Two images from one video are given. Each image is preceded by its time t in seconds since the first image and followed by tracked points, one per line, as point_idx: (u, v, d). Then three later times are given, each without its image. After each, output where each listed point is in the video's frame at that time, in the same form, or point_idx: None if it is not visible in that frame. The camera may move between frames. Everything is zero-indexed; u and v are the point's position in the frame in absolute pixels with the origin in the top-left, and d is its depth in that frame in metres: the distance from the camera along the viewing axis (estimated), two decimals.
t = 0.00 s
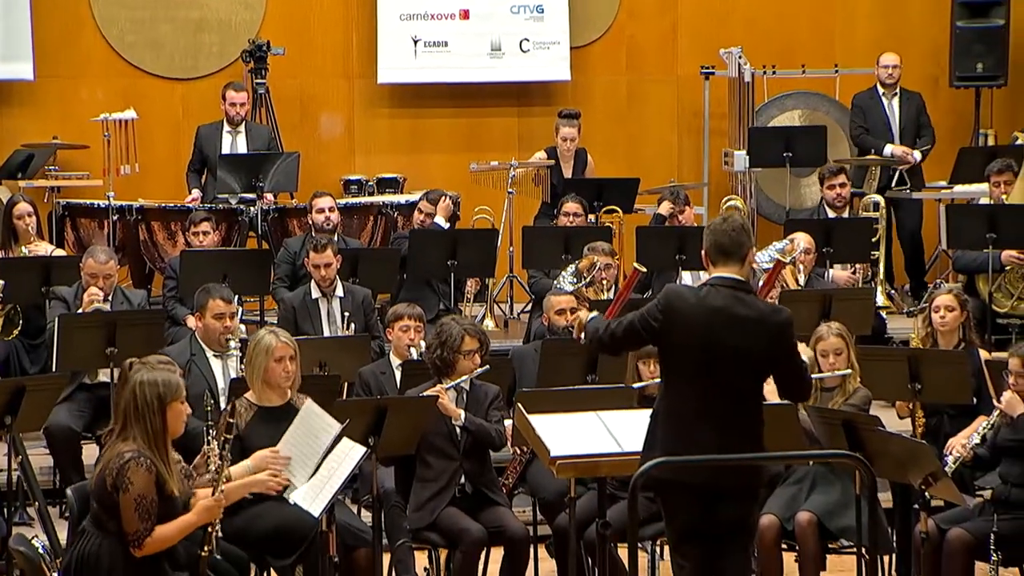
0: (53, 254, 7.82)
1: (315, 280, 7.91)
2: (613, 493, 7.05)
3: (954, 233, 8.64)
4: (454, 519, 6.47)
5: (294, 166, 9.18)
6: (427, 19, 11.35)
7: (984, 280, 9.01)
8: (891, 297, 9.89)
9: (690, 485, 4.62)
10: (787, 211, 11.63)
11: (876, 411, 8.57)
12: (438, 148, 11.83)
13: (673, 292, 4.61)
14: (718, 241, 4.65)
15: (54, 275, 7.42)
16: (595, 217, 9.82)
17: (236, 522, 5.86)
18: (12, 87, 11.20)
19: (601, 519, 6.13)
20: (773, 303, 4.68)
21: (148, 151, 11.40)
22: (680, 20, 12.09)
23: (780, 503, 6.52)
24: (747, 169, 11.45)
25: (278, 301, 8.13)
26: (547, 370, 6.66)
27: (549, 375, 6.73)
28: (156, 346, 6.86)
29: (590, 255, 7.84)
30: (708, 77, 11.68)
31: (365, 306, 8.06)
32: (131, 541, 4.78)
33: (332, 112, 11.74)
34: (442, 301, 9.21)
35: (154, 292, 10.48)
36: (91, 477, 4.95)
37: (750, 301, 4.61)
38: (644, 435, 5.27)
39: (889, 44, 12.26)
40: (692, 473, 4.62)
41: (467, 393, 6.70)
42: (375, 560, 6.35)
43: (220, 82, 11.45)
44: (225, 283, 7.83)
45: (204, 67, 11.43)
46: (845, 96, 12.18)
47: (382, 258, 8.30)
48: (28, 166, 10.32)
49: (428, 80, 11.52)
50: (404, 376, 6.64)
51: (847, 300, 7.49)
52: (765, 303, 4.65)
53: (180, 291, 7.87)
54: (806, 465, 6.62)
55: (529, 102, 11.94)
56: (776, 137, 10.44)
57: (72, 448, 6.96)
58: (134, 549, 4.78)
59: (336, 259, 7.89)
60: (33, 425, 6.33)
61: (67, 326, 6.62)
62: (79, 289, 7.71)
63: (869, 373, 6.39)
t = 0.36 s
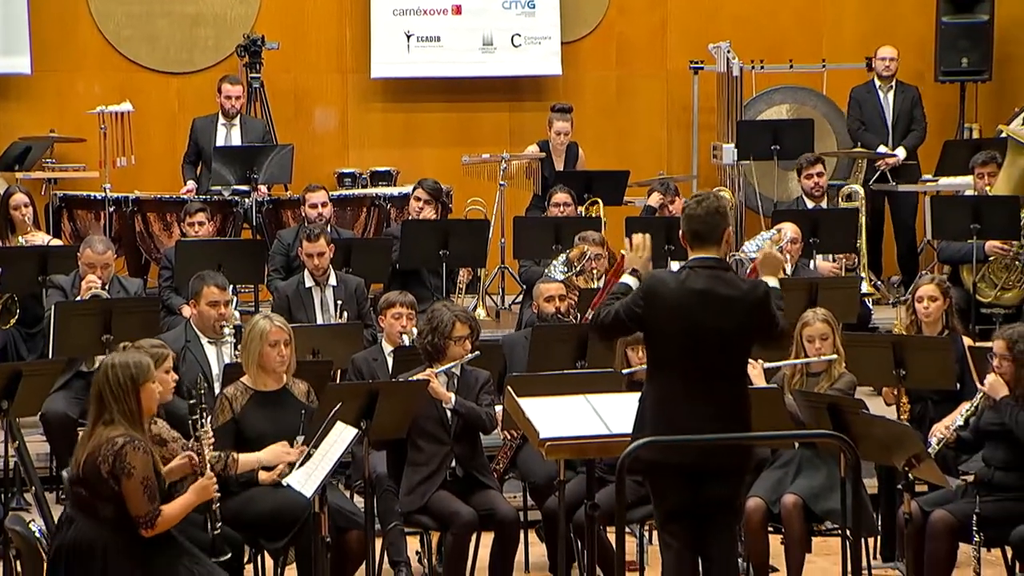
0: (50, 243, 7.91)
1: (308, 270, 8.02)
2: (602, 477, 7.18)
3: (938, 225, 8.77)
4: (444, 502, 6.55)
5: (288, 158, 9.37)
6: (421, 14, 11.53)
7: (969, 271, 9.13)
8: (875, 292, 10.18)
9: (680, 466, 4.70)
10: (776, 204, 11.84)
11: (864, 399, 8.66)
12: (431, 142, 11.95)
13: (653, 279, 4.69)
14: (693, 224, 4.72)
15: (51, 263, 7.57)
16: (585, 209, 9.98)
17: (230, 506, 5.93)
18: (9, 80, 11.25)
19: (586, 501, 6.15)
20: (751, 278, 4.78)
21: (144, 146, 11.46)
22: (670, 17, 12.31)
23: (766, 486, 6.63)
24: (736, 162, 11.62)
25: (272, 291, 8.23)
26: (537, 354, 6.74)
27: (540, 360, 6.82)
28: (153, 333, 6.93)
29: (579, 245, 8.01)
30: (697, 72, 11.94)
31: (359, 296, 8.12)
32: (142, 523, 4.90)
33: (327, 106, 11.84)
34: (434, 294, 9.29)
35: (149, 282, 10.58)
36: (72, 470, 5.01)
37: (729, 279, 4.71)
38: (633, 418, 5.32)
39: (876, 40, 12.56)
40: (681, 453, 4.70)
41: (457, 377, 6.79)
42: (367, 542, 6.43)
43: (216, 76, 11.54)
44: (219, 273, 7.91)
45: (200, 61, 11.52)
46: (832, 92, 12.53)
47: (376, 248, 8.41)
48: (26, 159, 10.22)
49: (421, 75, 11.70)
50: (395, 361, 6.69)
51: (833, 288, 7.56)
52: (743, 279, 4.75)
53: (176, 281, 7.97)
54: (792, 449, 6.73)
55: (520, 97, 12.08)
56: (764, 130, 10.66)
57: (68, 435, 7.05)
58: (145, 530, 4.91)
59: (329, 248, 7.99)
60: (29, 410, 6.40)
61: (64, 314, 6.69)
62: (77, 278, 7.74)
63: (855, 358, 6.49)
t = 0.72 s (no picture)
0: (54, 234, 8.06)
1: (308, 260, 8.14)
2: (597, 463, 7.28)
3: (931, 218, 8.87)
4: (442, 487, 6.63)
5: (288, 152, 9.61)
6: (419, 10, 11.92)
7: (961, 262, 9.26)
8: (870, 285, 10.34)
9: (674, 450, 4.78)
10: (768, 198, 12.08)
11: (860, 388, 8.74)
12: (432, 138, 12.44)
13: (645, 269, 4.75)
14: (682, 212, 4.81)
15: (54, 255, 7.73)
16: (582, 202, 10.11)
17: (230, 490, 5.94)
18: (15, 73, 11.80)
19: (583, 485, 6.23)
20: (739, 264, 4.86)
21: (146, 139, 11.99)
22: (665, 14, 12.70)
23: (760, 472, 6.71)
24: (730, 156, 11.94)
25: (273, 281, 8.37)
26: (533, 341, 6.82)
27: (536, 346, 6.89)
28: (156, 322, 7.02)
29: (578, 235, 8.15)
30: (693, 67, 12.21)
31: (358, 287, 8.24)
32: (137, 504, 5.00)
33: (327, 101, 12.35)
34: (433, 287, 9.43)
35: (152, 273, 10.75)
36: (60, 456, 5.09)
37: (718, 265, 4.79)
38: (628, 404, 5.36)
39: (868, 39, 12.88)
40: (675, 438, 4.78)
41: (455, 365, 6.88)
42: (366, 527, 6.45)
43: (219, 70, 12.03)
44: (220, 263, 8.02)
45: (201, 56, 12.02)
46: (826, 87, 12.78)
47: (376, 239, 8.56)
48: (30, 152, 10.72)
49: (420, 70, 12.10)
50: (395, 349, 6.80)
51: (826, 278, 7.66)
52: (732, 264, 4.83)
53: (178, 273, 8.10)
54: (786, 435, 6.81)
55: (518, 93, 12.54)
56: (759, 126, 10.94)
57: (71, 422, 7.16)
58: (140, 510, 5.01)
59: (328, 238, 8.09)
60: (33, 397, 6.44)
61: (68, 303, 6.76)
62: (79, 269, 7.85)
63: (848, 347, 6.60)
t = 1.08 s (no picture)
0: (63, 227, 8.21)
1: (313, 253, 8.26)
2: (599, 451, 7.39)
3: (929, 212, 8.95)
4: (446, 475, 6.72)
5: (295, 147, 9.86)
6: (425, 9, 12.25)
7: (958, 257, 9.33)
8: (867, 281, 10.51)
9: (675, 434, 4.84)
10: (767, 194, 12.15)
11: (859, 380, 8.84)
12: (436, 139, 12.79)
13: (643, 257, 4.80)
14: (682, 200, 4.84)
15: (64, 248, 7.87)
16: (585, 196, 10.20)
17: (236, 477, 6.02)
18: (24, 72, 12.08)
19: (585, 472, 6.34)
20: (733, 251, 4.94)
21: (155, 133, 12.30)
22: (668, 10, 13.04)
23: (760, 459, 6.79)
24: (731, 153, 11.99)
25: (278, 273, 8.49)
26: (536, 330, 6.90)
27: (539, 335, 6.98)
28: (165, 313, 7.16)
29: (579, 228, 8.20)
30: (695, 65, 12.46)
31: (363, 279, 8.41)
32: (124, 490, 5.13)
33: (333, 98, 12.70)
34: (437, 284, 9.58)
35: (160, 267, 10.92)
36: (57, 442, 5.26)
37: (715, 252, 4.86)
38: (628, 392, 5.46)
39: (867, 38, 13.25)
40: (675, 424, 4.84)
41: (460, 354, 6.97)
42: (371, 515, 6.49)
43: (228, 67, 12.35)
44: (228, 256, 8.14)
45: (210, 54, 12.35)
46: (825, 83, 13.14)
47: (382, 233, 8.64)
48: (40, 147, 10.80)
49: (426, 67, 12.44)
50: (400, 339, 6.89)
51: (828, 270, 7.68)
52: (727, 251, 4.91)
53: (186, 265, 8.22)
54: (785, 424, 6.91)
55: (520, 89, 12.89)
56: (759, 121, 11.04)
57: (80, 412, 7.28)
58: (128, 497, 5.14)
59: (333, 231, 8.20)
60: (44, 387, 6.47)
61: (77, 295, 6.89)
62: (88, 262, 8.03)
63: (846, 336, 6.65)
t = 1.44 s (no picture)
0: (76, 220, 8.34)
1: (323, 246, 8.39)
2: (604, 442, 7.46)
3: (934, 209, 8.97)
4: (454, 465, 6.80)
5: (305, 143, 9.89)
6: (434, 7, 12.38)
7: (961, 251, 9.43)
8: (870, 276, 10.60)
9: (685, 421, 4.86)
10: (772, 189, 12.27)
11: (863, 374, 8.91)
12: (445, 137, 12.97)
13: (647, 249, 4.83)
14: (685, 191, 4.88)
15: (77, 242, 7.99)
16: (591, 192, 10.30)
17: (246, 467, 6.10)
18: (36, 71, 12.23)
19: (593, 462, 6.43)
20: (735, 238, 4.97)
21: (167, 129, 12.50)
22: (674, 7, 13.19)
23: (765, 450, 6.88)
24: (736, 149, 12.05)
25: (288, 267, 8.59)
26: (543, 323, 6.97)
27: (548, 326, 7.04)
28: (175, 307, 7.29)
29: (586, 222, 8.29)
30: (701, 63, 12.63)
31: (372, 272, 8.51)
32: (132, 477, 5.15)
33: (343, 95, 12.86)
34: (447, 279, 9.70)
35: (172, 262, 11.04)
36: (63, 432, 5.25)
37: (718, 241, 4.90)
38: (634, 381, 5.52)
39: (871, 36, 13.39)
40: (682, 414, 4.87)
41: (467, 346, 7.08)
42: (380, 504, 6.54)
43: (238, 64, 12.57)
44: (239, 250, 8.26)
45: (222, 53, 12.56)
46: (829, 80, 13.29)
47: (391, 228, 8.74)
48: (54, 144, 10.50)
49: (432, 65, 12.57)
50: (409, 331, 6.97)
51: (831, 263, 7.80)
52: (729, 239, 4.95)
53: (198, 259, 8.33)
54: (789, 415, 6.99)
55: (527, 87, 13.04)
56: (763, 117, 11.09)
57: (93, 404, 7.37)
58: (136, 483, 5.16)
59: (342, 225, 8.34)
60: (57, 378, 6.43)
61: (89, 288, 6.99)
62: (101, 255, 8.18)
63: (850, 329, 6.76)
